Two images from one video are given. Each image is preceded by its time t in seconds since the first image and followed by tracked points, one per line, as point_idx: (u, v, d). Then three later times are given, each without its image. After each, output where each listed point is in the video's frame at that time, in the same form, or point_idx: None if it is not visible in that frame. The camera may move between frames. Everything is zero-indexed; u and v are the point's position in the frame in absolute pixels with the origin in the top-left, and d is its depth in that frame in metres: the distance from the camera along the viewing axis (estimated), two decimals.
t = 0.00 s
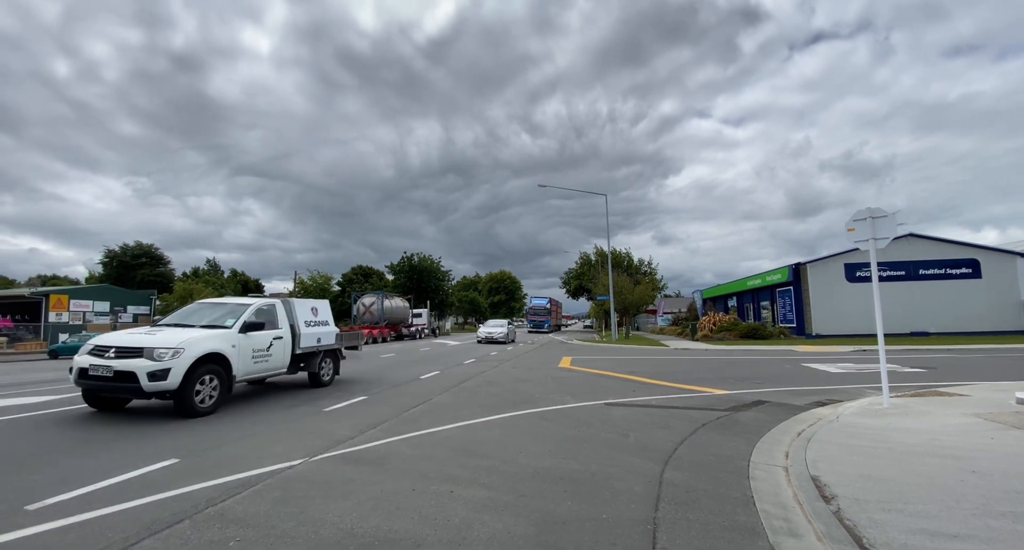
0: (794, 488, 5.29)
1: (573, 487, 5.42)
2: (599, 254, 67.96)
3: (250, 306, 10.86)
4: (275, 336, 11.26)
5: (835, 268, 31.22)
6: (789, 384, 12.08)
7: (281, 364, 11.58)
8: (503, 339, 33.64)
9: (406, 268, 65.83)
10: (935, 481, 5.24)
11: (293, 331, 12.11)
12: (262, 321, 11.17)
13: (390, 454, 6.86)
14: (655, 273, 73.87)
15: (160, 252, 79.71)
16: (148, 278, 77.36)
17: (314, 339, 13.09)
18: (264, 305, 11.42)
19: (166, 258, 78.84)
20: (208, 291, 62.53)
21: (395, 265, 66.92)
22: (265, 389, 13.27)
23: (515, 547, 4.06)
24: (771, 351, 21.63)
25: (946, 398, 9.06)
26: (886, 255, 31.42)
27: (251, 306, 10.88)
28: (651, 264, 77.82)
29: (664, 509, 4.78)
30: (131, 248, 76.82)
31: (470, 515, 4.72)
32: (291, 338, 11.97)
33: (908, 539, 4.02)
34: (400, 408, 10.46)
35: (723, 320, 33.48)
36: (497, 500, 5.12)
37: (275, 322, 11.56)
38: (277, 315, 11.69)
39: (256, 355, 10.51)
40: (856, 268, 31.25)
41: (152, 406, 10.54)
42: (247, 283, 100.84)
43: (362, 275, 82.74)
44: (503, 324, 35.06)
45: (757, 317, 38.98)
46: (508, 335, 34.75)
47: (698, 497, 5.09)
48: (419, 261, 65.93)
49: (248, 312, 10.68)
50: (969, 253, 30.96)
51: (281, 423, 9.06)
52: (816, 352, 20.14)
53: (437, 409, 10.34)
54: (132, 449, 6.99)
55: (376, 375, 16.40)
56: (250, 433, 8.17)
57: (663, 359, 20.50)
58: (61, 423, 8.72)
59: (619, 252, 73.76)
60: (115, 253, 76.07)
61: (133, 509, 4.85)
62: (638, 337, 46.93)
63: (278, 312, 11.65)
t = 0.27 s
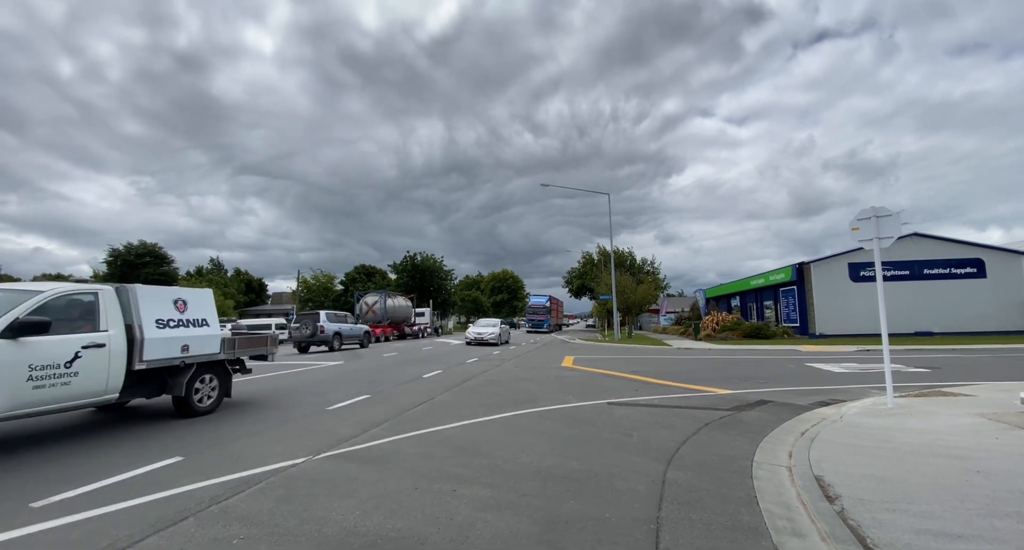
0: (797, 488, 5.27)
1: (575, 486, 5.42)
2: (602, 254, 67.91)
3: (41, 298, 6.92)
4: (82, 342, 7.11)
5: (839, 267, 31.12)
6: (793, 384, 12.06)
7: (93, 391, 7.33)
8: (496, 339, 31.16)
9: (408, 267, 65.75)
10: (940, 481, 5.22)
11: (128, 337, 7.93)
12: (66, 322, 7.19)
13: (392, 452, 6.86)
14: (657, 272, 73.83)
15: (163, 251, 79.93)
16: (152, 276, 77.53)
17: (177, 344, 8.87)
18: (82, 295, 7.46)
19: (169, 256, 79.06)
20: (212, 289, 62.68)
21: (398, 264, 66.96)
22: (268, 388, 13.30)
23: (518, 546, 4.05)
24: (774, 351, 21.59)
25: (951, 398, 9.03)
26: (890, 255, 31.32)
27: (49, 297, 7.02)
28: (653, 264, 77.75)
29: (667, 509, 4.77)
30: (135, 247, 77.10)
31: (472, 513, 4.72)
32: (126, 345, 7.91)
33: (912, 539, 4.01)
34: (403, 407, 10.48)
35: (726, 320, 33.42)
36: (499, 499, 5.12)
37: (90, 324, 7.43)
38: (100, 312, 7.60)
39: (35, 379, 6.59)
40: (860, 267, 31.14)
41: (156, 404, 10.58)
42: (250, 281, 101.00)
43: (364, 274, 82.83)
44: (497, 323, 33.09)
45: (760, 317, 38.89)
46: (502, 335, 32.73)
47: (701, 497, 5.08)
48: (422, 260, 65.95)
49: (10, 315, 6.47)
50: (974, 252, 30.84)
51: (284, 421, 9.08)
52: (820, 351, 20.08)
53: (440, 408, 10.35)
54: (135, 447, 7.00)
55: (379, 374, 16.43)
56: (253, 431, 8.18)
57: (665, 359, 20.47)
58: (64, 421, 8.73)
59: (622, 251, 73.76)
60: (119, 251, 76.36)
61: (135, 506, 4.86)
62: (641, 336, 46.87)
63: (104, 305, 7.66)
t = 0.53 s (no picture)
0: (801, 487, 5.26)
1: (579, 485, 5.42)
2: (605, 252, 67.86)
3: None
4: None
5: (843, 266, 31.03)
6: (796, 383, 12.04)
7: None
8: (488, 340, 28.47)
9: (411, 266, 65.81)
10: (944, 481, 5.20)
11: None
12: None
13: (396, 450, 6.88)
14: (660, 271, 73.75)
15: (167, 250, 80.23)
16: (156, 275, 77.79)
17: None
18: None
19: (173, 255, 79.33)
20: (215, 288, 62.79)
21: (401, 263, 67.00)
22: (272, 386, 13.34)
23: (521, 545, 4.05)
24: (777, 350, 21.56)
25: (955, 398, 8.99)
26: (895, 253, 31.20)
27: None
28: (656, 263, 77.69)
29: (670, 507, 4.77)
30: (140, 246, 77.42)
31: (475, 512, 4.72)
32: None
33: (916, 539, 3.99)
34: (406, 405, 10.50)
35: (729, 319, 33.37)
36: (502, 497, 5.12)
37: None
38: None
39: None
40: (864, 266, 31.03)
41: (161, 402, 10.63)
42: (253, 280, 101.18)
43: (368, 273, 82.94)
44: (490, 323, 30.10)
45: (764, 316, 38.83)
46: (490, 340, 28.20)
47: (705, 496, 5.07)
48: (424, 259, 65.99)
49: None
50: (979, 251, 30.70)
51: (288, 419, 9.10)
52: (823, 350, 20.05)
53: (443, 406, 10.37)
54: (140, 445, 7.03)
55: (382, 372, 16.48)
56: (258, 429, 8.20)
57: (668, 358, 20.47)
58: (69, 418, 8.77)
59: (625, 250, 73.68)
60: (124, 250, 76.68)
61: (141, 504, 4.87)
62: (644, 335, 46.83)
63: None
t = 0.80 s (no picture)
0: (806, 486, 5.23)
1: (581, 482, 5.41)
2: (608, 250, 67.80)
3: None
4: None
5: (847, 264, 30.91)
6: (800, 381, 12.00)
7: None
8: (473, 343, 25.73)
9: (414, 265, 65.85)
10: (950, 480, 5.16)
11: None
12: None
13: (399, 447, 6.88)
14: (664, 270, 73.66)
15: (172, 248, 80.51)
16: (161, 273, 78.07)
17: None
18: None
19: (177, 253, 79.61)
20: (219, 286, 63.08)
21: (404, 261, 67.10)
22: (276, 384, 13.37)
23: (524, 542, 4.04)
24: (781, 348, 21.51)
25: (960, 396, 8.95)
26: (900, 251, 31.06)
27: None
28: (659, 261, 77.61)
29: (674, 505, 4.76)
30: (144, 244, 77.75)
31: (478, 509, 4.71)
32: None
33: (921, 538, 3.97)
34: (409, 403, 10.51)
35: (733, 317, 33.31)
36: (505, 494, 5.11)
37: None
38: None
39: None
40: (868, 264, 30.90)
41: (165, 399, 10.66)
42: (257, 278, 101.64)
43: (371, 271, 83.07)
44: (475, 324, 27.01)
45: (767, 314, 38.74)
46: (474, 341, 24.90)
47: (709, 494, 5.05)
48: (427, 257, 66.02)
49: None
50: (984, 249, 30.55)
51: (291, 416, 9.11)
52: (827, 348, 20.01)
53: (446, 403, 10.37)
54: (144, 442, 7.06)
55: (385, 370, 16.50)
56: (261, 426, 8.23)
57: (671, 356, 20.44)
58: (74, 415, 8.80)
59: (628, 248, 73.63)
60: (128, 248, 76.97)
61: (144, 500, 4.89)
62: (647, 333, 46.78)
63: None
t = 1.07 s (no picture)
0: (809, 485, 5.21)
1: (584, 480, 5.40)
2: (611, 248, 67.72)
3: None
4: None
5: (851, 262, 30.80)
6: (803, 380, 11.97)
7: None
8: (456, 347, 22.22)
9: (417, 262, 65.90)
10: (955, 480, 5.13)
11: None
12: None
13: (402, 445, 6.88)
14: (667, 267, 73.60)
15: (176, 245, 80.75)
16: (165, 270, 78.29)
17: None
18: None
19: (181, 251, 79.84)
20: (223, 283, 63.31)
21: (407, 259, 67.17)
22: (279, 381, 13.39)
23: (527, 540, 4.04)
24: (784, 346, 21.47)
25: (965, 396, 8.91)
26: (905, 250, 30.93)
27: None
28: (662, 258, 77.53)
29: (676, 504, 4.74)
30: (148, 241, 78.00)
31: (480, 507, 4.71)
32: None
33: (926, 538, 3.95)
34: (412, 400, 10.51)
35: (736, 315, 33.24)
36: (508, 492, 5.11)
37: None
38: None
39: None
40: (873, 263, 30.78)
41: (169, 396, 10.69)
42: (261, 275, 101.89)
43: (374, 268, 83.17)
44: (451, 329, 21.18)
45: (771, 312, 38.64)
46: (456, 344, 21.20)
47: (712, 493, 5.04)
48: (430, 255, 66.05)
49: None
50: (990, 247, 30.40)
51: (294, 414, 9.12)
52: (831, 347, 19.94)
53: (448, 401, 10.38)
54: (147, 438, 7.07)
55: (387, 367, 16.52)
56: (264, 423, 8.24)
57: (674, 354, 20.42)
58: (78, 412, 8.83)
59: (631, 246, 73.54)
60: (132, 246, 77.21)
61: (147, 496, 4.90)
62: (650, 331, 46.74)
63: None
